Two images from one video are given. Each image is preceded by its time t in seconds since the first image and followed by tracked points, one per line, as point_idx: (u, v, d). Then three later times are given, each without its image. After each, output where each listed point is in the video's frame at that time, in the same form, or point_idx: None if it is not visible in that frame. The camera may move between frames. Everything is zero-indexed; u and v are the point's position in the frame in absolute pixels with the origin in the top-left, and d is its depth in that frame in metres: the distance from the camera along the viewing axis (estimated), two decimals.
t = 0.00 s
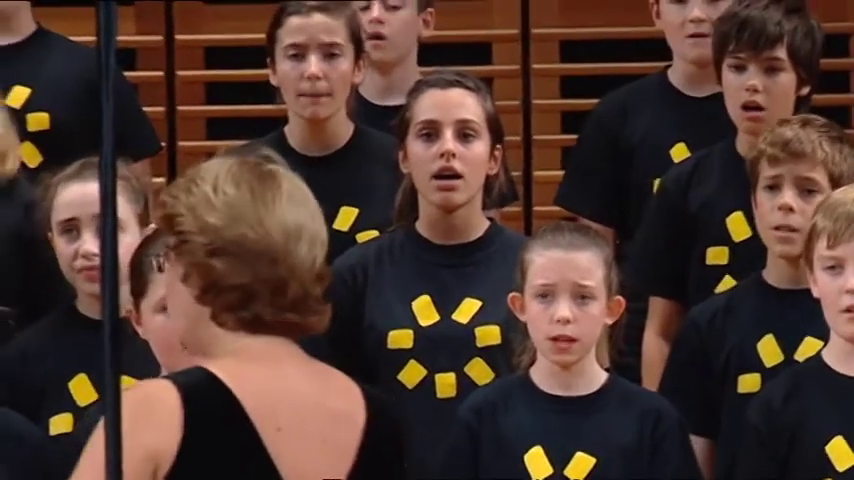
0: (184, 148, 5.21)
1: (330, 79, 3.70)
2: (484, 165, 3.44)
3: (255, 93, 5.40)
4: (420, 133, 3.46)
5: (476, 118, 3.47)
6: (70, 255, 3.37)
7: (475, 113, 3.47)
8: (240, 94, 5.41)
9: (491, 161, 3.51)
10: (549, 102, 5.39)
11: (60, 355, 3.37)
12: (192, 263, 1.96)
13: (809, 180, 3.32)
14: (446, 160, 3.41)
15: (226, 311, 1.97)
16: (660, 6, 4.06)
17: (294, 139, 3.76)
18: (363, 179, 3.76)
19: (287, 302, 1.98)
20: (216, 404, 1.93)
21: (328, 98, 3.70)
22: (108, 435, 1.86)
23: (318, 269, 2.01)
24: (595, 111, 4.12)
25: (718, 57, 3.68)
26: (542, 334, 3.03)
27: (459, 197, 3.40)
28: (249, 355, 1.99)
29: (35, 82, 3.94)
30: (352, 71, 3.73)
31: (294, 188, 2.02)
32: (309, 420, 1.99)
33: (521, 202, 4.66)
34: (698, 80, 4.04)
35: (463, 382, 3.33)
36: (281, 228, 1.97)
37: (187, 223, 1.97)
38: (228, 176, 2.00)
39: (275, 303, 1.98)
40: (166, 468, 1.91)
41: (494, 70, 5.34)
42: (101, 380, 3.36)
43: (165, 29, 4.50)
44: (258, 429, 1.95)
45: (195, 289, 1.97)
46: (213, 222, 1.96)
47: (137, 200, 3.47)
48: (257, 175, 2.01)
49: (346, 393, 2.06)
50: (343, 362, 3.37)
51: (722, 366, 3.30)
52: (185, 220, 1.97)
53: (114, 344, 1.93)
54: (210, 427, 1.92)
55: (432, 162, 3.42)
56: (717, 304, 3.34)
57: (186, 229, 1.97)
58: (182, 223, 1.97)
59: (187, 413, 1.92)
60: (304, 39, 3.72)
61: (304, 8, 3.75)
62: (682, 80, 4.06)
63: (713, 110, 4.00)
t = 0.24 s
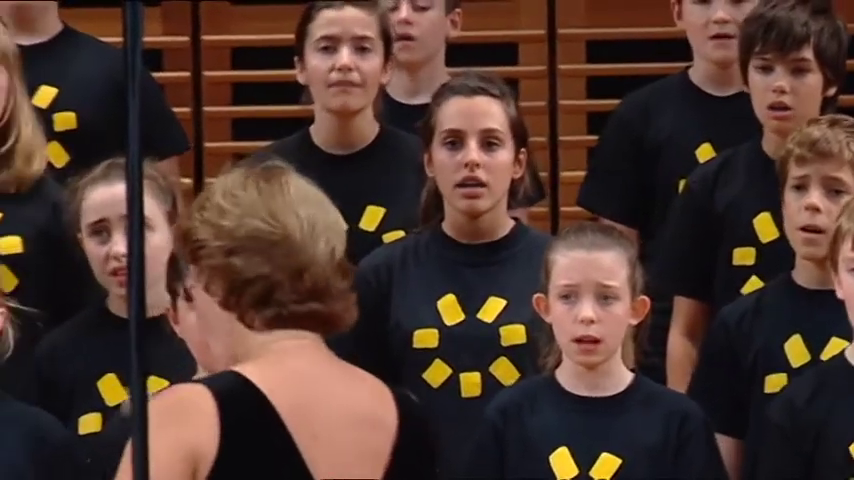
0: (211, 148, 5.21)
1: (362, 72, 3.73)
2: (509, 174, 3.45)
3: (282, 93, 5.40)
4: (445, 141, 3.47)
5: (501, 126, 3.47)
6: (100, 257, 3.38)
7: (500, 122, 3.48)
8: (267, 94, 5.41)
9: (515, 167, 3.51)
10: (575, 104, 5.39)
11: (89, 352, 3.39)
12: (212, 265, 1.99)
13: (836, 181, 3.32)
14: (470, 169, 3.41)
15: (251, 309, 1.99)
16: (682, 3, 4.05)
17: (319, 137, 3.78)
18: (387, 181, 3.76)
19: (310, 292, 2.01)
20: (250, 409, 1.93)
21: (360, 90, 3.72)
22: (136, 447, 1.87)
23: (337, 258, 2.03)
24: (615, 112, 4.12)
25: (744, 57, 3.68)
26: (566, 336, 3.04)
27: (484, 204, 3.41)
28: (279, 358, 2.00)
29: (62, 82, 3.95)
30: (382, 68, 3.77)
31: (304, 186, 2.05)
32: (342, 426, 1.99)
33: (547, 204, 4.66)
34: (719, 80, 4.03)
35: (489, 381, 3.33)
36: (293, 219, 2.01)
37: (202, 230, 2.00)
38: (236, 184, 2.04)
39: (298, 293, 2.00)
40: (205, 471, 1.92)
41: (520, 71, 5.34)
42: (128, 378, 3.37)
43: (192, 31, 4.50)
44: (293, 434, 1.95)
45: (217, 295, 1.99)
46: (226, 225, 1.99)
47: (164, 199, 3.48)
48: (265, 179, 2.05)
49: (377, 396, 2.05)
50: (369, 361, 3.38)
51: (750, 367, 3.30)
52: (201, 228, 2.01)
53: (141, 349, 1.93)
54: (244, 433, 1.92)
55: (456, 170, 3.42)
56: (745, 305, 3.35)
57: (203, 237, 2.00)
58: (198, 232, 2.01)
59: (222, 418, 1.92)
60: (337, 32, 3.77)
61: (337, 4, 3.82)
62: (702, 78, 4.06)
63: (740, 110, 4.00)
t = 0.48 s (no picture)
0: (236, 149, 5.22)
1: (387, 76, 3.75)
2: (533, 173, 3.46)
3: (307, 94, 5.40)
4: (468, 143, 3.48)
5: (524, 127, 3.49)
6: (131, 257, 3.39)
7: (524, 123, 3.49)
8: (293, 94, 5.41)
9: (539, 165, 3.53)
10: (600, 104, 5.40)
11: (117, 348, 3.39)
12: (248, 268, 1.94)
13: None
14: (494, 171, 3.42)
15: (285, 314, 1.95)
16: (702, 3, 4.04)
17: (346, 138, 3.80)
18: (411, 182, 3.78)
19: (345, 301, 1.97)
20: (271, 406, 1.92)
21: (385, 94, 3.74)
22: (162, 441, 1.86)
23: (372, 264, 1.99)
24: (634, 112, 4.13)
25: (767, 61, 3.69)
26: (590, 337, 3.06)
27: (508, 204, 3.42)
28: (307, 360, 1.97)
29: (89, 84, 3.95)
30: (407, 71, 3.80)
31: (345, 186, 2.01)
32: (365, 423, 1.97)
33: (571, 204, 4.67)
34: (738, 79, 4.04)
35: (513, 381, 3.34)
36: (335, 225, 1.96)
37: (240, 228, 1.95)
38: (276, 180, 1.99)
39: (333, 302, 1.96)
40: (227, 467, 1.90)
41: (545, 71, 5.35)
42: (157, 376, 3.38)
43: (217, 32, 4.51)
44: (315, 430, 1.93)
45: (252, 295, 1.95)
46: (267, 227, 1.94)
47: (194, 199, 3.50)
48: (306, 176, 2.00)
49: (401, 393, 2.03)
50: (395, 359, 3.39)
51: (777, 367, 3.31)
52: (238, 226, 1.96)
53: (166, 348, 1.94)
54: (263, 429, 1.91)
55: (479, 173, 3.43)
56: (771, 305, 3.35)
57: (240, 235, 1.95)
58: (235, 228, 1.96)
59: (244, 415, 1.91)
60: (361, 36, 3.79)
61: (361, 7, 3.84)
62: (720, 74, 4.07)
63: (763, 110, 4.01)
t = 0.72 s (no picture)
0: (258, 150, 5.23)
1: (405, 85, 3.78)
2: (552, 171, 3.48)
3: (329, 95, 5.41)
4: (487, 140, 3.49)
5: (543, 125, 3.50)
6: (154, 256, 3.40)
7: (543, 121, 3.51)
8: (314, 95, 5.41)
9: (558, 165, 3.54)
10: (620, 104, 5.42)
11: (141, 348, 3.41)
12: (275, 265, 1.94)
13: None
14: (513, 168, 3.44)
15: (305, 315, 1.96)
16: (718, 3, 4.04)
17: (366, 140, 3.83)
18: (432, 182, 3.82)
19: (368, 308, 1.97)
20: (287, 406, 1.92)
21: (402, 104, 3.77)
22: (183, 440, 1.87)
23: (399, 274, 1.99)
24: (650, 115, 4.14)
25: (787, 62, 3.69)
26: (610, 337, 3.06)
27: (527, 203, 3.44)
28: (327, 360, 1.98)
29: (111, 87, 3.97)
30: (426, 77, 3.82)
31: (382, 193, 2.00)
32: (383, 423, 1.97)
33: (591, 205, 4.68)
34: (753, 81, 4.05)
35: (533, 381, 3.36)
36: (366, 235, 1.96)
37: (273, 224, 1.95)
38: (314, 179, 1.98)
39: (353, 308, 1.97)
40: (245, 468, 1.91)
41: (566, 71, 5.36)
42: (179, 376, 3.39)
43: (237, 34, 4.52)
44: (332, 430, 1.93)
45: (276, 292, 1.95)
46: (298, 227, 1.94)
47: (217, 200, 3.51)
48: (345, 180, 1.99)
49: (423, 394, 2.03)
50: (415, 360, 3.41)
51: (800, 365, 3.32)
52: (270, 221, 1.96)
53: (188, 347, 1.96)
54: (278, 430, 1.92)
55: (499, 170, 3.45)
56: (794, 304, 3.35)
57: (271, 231, 1.95)
58: (268, 223, 1.96)
59: (260, 414, 1.92)
60: (379, 45, 3.81)
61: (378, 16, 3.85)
62: (734, 77, 4.07)
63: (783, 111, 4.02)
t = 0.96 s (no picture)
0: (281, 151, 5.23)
1: (427, 86, 3.78)
2: (574, 171, 3.48)
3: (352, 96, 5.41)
4: (510, 140, 3.50)
5: (566, 125, 3.50)
6: (177, 254, 3.41)
7: (565, 120, 3.51)
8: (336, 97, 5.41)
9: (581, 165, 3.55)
10: (642, 104, 5.41)
11: (164, 349, 3.42)
12: (290, 265, 1.98)
13: None
14: (535, 169, 3.44)
15: (320, 316, 1.98)
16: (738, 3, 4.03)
17: (389, 139, 3.84)
18: (454, 183, 3.83)
19: (381, 308, 2.00)
20: (309, 408, 1.94)
21: (425, 104, 3.78)
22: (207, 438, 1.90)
23: (413, 276, 2.01)
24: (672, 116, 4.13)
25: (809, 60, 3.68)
26: (632, 338, 3.06)
27: (549, 203, 3.44)
28: (346, 360, 1.99)
29: (135, 88, 3.97)
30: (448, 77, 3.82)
31: (398, 194, 2.03)
32: (404, 426, 1.98)
33: (613, 207, 4.68)
34: (774, 81, 4.06)
35: (555, 381, 3.36)
36: (377, 235, 1.98)
37: (289, 225, 1.99)
38: (330, 180, 2.02)
39: (367, 308, 1.99)
40: (266, 467, 1.93)
41: (588, 71, 5.36)
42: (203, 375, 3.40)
43: (260, 36, 4.53)
44: (353, 432, 1.95)
45: (293, 292, 1.98)
46: (312, 227, 1.97)
47: (240, 199, 3.51)
48: (360, 181, 2.02)
49: (444, 397, 2.05)
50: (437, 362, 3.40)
51: (824, 362, 3.31)
52: (287, 222, 1.99)
53: (209, 348, 1.98)
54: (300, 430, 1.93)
55: (521, 170, 3.45)
56: (819, 303, 3.34)
57: (287, 231, 1.99)
58: (284, 224, 1.99)
59: (282, 415, 1.93)
60: (400, 46, 3.82)
61: (401, 15, 3.85)
62: (756, 77, 4.08)
63: (805, 110, 4.02)
